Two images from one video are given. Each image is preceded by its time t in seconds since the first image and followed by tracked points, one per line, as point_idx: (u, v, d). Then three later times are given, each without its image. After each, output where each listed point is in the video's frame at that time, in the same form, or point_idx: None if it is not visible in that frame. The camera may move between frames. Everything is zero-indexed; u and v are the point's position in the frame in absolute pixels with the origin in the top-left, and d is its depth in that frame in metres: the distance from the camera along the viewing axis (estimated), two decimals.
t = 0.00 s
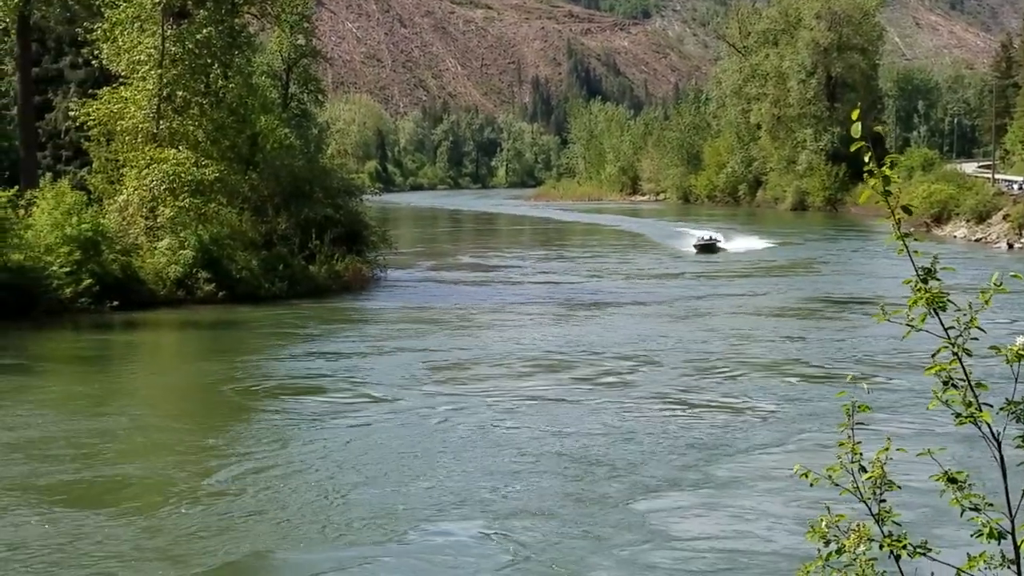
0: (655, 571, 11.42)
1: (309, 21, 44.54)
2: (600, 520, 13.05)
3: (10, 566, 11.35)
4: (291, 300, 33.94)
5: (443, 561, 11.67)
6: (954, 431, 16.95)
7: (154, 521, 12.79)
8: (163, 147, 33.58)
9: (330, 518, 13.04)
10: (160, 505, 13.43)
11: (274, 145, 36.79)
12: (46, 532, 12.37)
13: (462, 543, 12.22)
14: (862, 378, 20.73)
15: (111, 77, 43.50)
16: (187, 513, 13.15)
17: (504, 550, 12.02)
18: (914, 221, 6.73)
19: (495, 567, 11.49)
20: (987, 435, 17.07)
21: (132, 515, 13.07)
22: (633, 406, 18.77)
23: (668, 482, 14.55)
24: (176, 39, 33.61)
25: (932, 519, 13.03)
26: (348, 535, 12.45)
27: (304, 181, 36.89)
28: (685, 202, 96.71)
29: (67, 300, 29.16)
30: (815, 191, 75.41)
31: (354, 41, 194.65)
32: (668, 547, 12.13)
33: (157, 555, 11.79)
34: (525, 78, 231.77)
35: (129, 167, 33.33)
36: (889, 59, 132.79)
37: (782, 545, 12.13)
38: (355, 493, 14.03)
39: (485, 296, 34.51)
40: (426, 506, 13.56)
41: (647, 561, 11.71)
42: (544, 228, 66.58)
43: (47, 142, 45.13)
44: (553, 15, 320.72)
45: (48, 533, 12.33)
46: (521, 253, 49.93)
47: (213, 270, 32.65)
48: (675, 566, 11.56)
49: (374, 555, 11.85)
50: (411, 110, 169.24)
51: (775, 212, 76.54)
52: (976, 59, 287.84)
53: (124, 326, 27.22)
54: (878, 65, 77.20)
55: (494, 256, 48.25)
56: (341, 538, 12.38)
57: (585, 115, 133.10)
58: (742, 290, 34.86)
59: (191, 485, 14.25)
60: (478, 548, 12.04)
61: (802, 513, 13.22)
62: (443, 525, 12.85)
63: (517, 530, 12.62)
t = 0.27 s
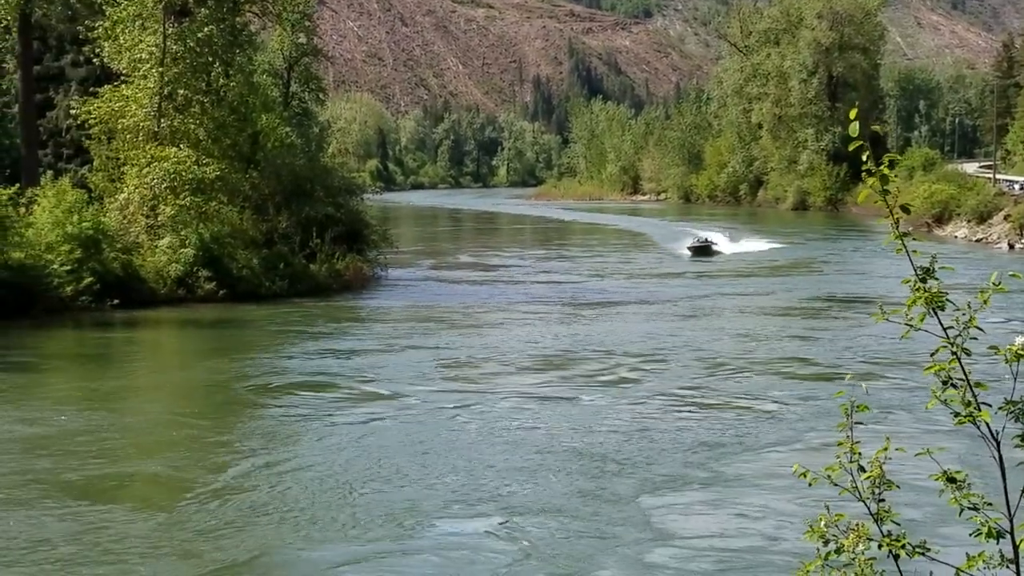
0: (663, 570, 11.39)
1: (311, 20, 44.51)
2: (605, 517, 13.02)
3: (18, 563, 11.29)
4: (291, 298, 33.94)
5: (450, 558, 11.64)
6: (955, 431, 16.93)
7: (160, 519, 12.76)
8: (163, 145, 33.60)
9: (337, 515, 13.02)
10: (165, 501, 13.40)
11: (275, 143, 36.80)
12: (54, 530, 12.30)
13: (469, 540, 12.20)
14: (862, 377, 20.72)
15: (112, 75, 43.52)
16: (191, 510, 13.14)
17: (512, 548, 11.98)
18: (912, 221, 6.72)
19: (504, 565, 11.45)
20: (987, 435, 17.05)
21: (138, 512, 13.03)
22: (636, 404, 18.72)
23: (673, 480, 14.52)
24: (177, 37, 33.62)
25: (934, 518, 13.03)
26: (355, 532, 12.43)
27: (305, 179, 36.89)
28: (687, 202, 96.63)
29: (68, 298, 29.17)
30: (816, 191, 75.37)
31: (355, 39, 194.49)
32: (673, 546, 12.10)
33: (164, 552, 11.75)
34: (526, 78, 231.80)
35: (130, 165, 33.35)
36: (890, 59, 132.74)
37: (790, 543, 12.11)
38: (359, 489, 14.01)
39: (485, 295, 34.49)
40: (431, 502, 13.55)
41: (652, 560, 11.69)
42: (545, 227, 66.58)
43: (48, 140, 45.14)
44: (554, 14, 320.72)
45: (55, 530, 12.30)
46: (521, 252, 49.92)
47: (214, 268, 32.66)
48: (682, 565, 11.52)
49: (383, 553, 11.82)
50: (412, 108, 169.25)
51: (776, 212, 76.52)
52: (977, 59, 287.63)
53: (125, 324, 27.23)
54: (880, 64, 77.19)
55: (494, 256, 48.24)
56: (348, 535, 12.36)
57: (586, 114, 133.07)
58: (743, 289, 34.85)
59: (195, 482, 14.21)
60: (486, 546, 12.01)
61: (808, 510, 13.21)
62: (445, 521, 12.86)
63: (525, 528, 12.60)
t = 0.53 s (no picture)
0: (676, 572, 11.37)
1: (317, 24, 44.54)
2: (615, 519, 13.01)
3: (29, 565, 11.28)
4: (298, 301, 33.98)
5: (462, 559, 11.64)
6: (962, 433, 16.91)
7: (172, 521, 12.77)
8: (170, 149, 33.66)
9: (348, 516, 13.02)
10: (176, 503, 13.41)
11: (282, 147, 36.86)
12: (67, 531, 12.30)
13: (480, 542, 12.20)
14: (868, 380, 20.71)
15: (119, 79, 43.60)
16: (202, 512, 13.15)
17: (522, 549, 11.96)
18: (917, 222, 6.72)
19: (517, 565, 11.45)
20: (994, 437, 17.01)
21: (149, 512, 13.04)
22: (643, 406, 18.73)
23: (681, 482, 14.51)
24: (184, 41, 33.70)
25: (944, 520, 13.01)
26: (366, 534, 12.44)
27: (312, 183, 36.94)
28: (693, 205, 96.50)
29: (75, 302, 29.21)
30: (822, 194, 75.30)
31: (362, 43, 194.70)
32: (685, 548, 12.09)
33: (175, 553, 11.75)
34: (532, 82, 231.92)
35: (137, 169, 33.41)
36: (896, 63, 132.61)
37: (802, 545, 12.11)
38: (369, 491, 14.01)
39: (491, 298, 34.50)
40: (440, 503, 13.56)
41: (661, 562, 11.67)
42: (551, 231, 66.56)
43: (55, 144, 45.23)
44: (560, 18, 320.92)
45: (65, 530, 12.31)
46: (527, 255, 49.94)
47: (221, 272, 32.71)
48: (695, 567, 11.51)
49: (392, 554, 11.81)
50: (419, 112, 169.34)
51: (782, 215, 76.42)
52: (984, 63, 287.03)
53: (133, 327, 27.29)
54: (886, 68, 77.15)
55: (500, 259, 48.22)
56: (359, 536, 12.37)
57: (592, 118, 133.08)
58: (750, 292, 34.84)
59: (204, 484, 14.22)
60: (497, 547, 12.00)
61: (818, 512, 13.19)
62: (453, 522, 12.86)
63: (534, 530, 12.60)
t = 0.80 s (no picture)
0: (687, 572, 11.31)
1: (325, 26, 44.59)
2: (624, 519, 12.95)
3: (37, 564, 11.22)
4: (306, 303, 33.97)
5: (472, 559, 11.60)
6: (971, 435, 16.86)
7: (181, 520, 12.72)
8: (178, 150, 33.68)
9: (356, 516, 12.97)
10: (184, 504, 13.35)
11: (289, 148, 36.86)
12: (76, 531, 12.26)
13: (490, 541, 12.14)
14: (877, 380, 20.66)
15: (127, 81, 43.73)
16: (210, 512, 13.10)
17: (533, 549, 11.91)
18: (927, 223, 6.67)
19: (527, 565, 11.40)
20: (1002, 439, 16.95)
21: (158, 512, 12.99)
22: (651, 407, 18.67)
23: (690, 483, 14.45)
24: (192, 43, 33.70)
25: (954, 522, 12.93)
26: (376, 533, 12.40)
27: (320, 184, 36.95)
28: (701, 206, 96.48)
29: (83, 303, 29.23)
30: (830, 195, 75.26)
31: (370, 44, 194.93)
32: (695, 549, 12.02)
33: (183, 554, 11.69)
34: (540, 83, 232.12)
35: (145, 170, 33.43)
36: (904, 64, 132.44)
37: (812, 545, 12.06)
38: (377, 491, 13.97)
39: (498, 299, 34.45)
40: (448, 503, 13.52)
41: (672, 561, 11.63)
42: (558, 232, 66.56)
43: (64, 145, 45.37)
44: (567, 20, 321.14)
45: (76, 530, 12.28)
46: (534, 256, 49.95)
47: (229, 273, 32.71)
48: (706, 568, 11.45)
49: (402, 553, 11.78)
50: (427, 114, 169.53)
51: (790, 216, 76.35)
52: (993, 64, 286.54)
53: (140, 329, 27.31)
54: (894, 69, 77.09)
55: (506, 260, 48.24)
56: (368, 536, 12.32)
57: (600, 119, 133.09)
58: (758, 293, 34.79)
59: (213, 484, 14.16)
60: (507, 547, 11.95)
61: (829, 513, 13.11)
62: (463, 521, 12.83)
63: (543, 530, 12.54)
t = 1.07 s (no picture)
0: (700, 570, 11.26)
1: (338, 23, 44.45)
2: (639, 516, 12.92)
3: (50, 559, 11.22)
4: (318, 300, 34.00)
5: (486, 555, 11.56)
6: (987, 432, 16.81)
7: (193, 517, 12.68)
8: (190, 148, 33.74)
9: (369, 513, 12.93)
10: (196, 499, 13.35)
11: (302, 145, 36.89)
12: (89, 526, 12.27)
13: (504, 538, 12.09)
14: (892, 377, 20.61)
15: (140, 78, 43.86)
16: (222, 509, 13.05)
17: (548, 544, 11.90)
18: (943, 219, 6.64)
19: (540, 562, 11.36)
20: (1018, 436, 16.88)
21: (170, 508, 12.95)
22: (663, 404, 18.61)
23: (705, 480, 14.41)
24: (205, 40, 33.77)
25: (968, 521, 12.86)
26: (388, 529, 12.37)
27: (332, 182, 36.98)
28: (713, 204, 96.42)
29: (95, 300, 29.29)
30: (843, 192, 75.13)
31: (382, 42, 195.09)
32: (708, 547, 11.97)
33: (195, 549, 11.69)
34: (552, 80, 232.08)
35: (158, 168, 33.50)
36: (918, 61, 132.02)
37: (828, 542, 12.02)
38: (390, 487, 13.94)
39: (511, 297, 34.43)
40: (461, 499, 13.51)
41: (685, 558, 11.60)
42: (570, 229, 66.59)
43: (77, 143, 45.54)
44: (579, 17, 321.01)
45: (90, 524, 12.29)
46: (546, 253, 49.97)
47: (241, 271, 32.75)
48: (719, 565, 11.40)
49: (415, 548, 11.77)
50: (439, 111, 169.67)
51: (803, 214, 76.24)
52: (1006, 61, 285.41)
53: (152, 326, 27.34)
54: (906, 66, 76.97)
55: (518, 257, 48.28)
56: (381, 532, 12.31)
57: (612, 117, 133.00)
58: (772, 290, 34.74)
59: (224, 481, 14.13)
60: (520, 544, 11.91)
61: (842, 510, 13.05)
62: (476, 517, 12.82)
63: (557, 526, 12.52)
